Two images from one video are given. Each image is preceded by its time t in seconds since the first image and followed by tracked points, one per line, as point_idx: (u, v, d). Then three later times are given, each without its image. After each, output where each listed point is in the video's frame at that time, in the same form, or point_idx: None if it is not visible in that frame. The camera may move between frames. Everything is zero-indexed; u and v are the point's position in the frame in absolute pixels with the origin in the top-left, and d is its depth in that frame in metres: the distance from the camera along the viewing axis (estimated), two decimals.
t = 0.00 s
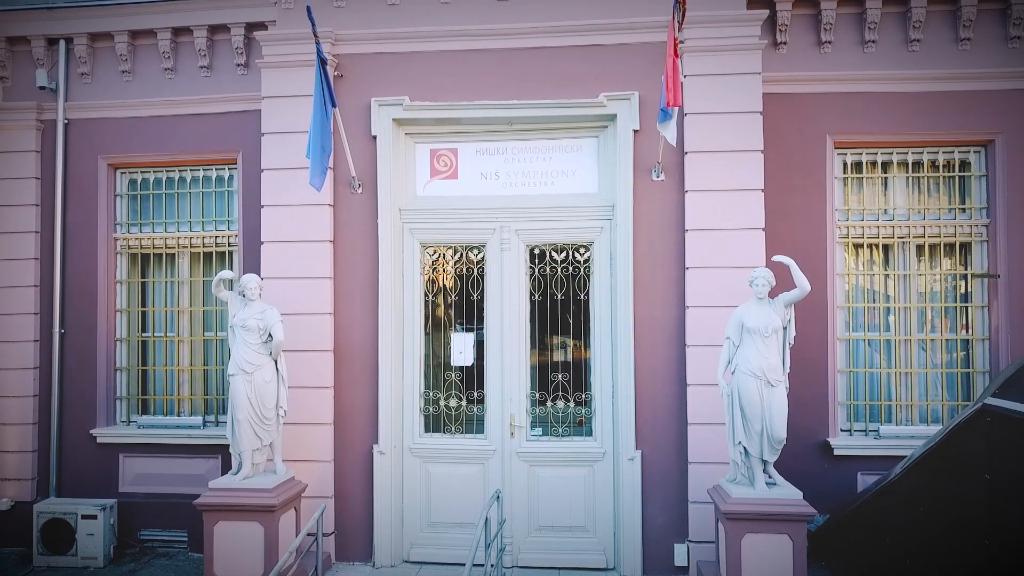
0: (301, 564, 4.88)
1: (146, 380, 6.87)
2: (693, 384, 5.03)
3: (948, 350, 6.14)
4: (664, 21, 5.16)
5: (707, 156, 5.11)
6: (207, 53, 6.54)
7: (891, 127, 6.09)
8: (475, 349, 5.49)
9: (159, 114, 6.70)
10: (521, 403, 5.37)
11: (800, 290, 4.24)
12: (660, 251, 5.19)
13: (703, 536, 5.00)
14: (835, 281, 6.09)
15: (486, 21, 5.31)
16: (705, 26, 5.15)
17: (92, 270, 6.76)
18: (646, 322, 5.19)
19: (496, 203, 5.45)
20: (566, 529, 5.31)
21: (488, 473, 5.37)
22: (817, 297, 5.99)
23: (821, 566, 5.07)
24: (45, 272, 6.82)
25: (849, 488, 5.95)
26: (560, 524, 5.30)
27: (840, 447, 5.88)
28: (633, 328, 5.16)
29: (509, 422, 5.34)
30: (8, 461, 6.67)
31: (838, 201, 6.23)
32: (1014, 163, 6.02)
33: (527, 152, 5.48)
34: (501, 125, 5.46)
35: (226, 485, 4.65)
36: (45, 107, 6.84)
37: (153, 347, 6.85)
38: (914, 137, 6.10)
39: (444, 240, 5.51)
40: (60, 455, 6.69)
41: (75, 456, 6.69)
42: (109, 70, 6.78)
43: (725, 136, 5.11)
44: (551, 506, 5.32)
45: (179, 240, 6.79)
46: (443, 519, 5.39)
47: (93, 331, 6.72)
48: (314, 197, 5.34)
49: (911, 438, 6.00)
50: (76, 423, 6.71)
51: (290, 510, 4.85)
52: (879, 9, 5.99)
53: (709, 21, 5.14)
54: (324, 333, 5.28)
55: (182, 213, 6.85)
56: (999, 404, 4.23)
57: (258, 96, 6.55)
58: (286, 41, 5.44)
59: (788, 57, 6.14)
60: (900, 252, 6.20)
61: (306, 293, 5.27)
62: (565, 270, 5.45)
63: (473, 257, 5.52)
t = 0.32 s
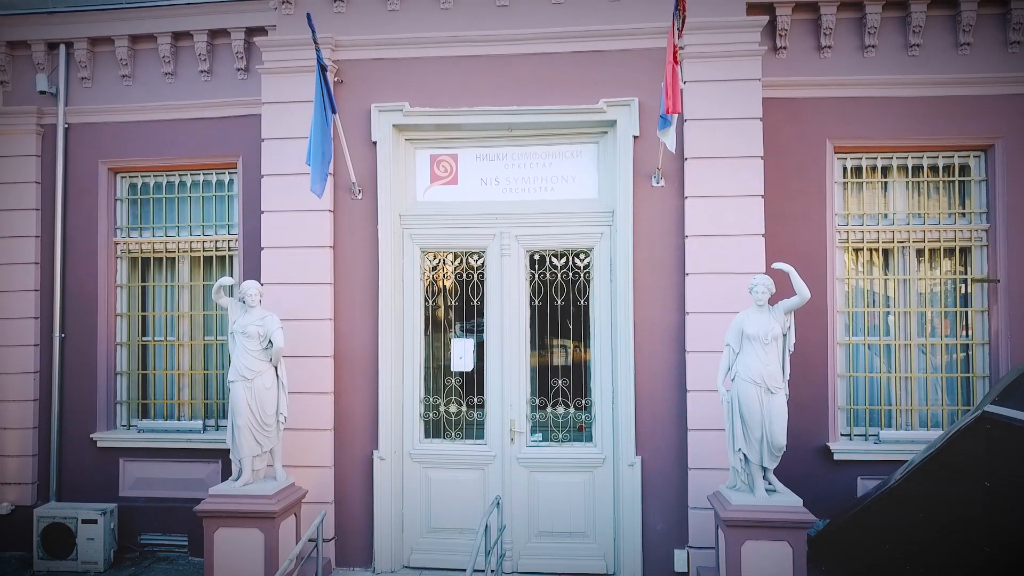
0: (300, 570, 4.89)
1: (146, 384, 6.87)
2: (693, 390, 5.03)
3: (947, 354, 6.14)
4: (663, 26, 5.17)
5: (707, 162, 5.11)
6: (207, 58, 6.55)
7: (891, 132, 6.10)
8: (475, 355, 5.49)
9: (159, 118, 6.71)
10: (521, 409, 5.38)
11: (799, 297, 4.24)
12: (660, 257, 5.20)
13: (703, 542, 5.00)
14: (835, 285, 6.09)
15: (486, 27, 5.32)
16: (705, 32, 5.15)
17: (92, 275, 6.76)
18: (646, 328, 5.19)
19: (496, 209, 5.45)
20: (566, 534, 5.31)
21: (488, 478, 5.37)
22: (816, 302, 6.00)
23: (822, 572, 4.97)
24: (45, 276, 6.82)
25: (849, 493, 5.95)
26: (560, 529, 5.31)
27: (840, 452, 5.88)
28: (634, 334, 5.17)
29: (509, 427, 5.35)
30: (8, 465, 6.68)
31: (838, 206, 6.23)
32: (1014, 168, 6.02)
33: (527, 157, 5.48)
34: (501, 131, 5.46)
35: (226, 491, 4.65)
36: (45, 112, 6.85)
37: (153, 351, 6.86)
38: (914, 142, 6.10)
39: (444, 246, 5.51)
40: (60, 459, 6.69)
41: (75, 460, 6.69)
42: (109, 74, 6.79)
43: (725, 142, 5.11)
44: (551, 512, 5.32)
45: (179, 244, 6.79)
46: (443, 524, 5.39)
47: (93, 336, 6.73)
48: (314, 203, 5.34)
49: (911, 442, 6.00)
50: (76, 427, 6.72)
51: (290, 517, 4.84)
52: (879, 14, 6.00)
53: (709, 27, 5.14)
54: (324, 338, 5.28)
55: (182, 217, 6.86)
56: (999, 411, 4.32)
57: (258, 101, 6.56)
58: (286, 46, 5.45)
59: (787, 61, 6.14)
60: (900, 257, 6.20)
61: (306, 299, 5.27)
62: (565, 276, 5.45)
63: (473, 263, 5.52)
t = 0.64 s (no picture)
0: None
1: (146, 389, 6.87)
2: (693, 397, 5.03)
3: (947, 360, 6.14)
4: (663, 33, 5.17)
5: (707, 168, 5.11)
6: (207, 62, 6.55)
7: (891, 137, 6.09)
8: (475, 361, 5.49)
9: (159, 123, 6.71)
10: (521, 415, 5.37)
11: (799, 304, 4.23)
12: (660, 263, 5.20)
13: (703, 548, 5.00)
14: (835, 290, 6.09)
15: (486, 33, 5.32)
16: (705, 38, 5.15)
17: (92, 279, 6.76)
18: (646, 334, 5.19)
19: (496, 215, 5.45)
20: (566, 540, 5.31)
21: (488, 484, 5.37)
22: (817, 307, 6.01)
23: None
24: (46, 280, 6.82)
25: (849, 498, 5.95)
26: (560, 536, 5.31)
27: (840, 457, 5.87)
28: (634, 340, 5.17)
29: (509, 434, 5.34)
30: (8, 470, 6.67)
31: (838, 210, 6.23)
32: (1014, 173, 6.02)
33: (527, 164, 5.49)
34: (501, 137, 5.46)
35: (227, 498, 4.65)
36: (45, 116, 6.86)
37: (153, 356, 6.85)
38: (914, 147, 6.10)
39: (444, 252, 5.51)
40: (60, 463, 6.70)
41: (75, 465, 6.69)
42: (109, 79, 6.80)
43: (725, 148, 5.11)
44: (551, 518, 5.32)
45: (179, 248, 6.79)
46: (442, 530, 5.40)
47: (93, 340, 6.73)
48: (314, 209, 5.34)
49: (911, 448, 6.00)
50: (76, 432, 6.72)
51: (290, 524, 4.84)
52: (879, 19, 6.00)
53: (709, 33, 5.14)
54: (324, 344, 5.28)
55: (182, 222, 6.85)
56: (999, 419, 4.29)
57: (258, 105, 6.56)
58: (286, 52, 5.45)
59: (787, 66, 6.15)
60: (901, 262, 6.19)
61: (305, 305, 5.27)
62: (565, 282, 5.46)
63: (473, 269, 5.52)
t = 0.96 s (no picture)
0: None
1: (146, 394, 6.86)
2: (693, 404, 5.03)
3: (947, 365, 6.13)
4: (663, 39, 5.16)
5: (707, 175, 5.10)
6: (207, 67, 6.56)
7: (890, 143, 6.09)
8: (475, 367, 5.48)
9: (159, 127, 6.71)
10: (521, 422, 5.37)
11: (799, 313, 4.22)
12: (660, 269, 5.19)
13: (703, 556, 4.98)
14: (835, 296, 6.09)
15: (486, 39, 5.32)
16: (705, 45, 5.14)
17: (92, 284, 6.76)
18: (646, 340, 5.18)
19: (496, 221, 5.45)
20: (566, 547, 5.30)
21: (488, 491, 5.37)
22: (817, 313, 6.01)
23: None
24: (45, 284, 6.83)
25: (849, 504, 5.94)
26: (560, 543, 5.30)
27: (840, 463, 5.87)
28: (634, 346, 5.16)
29: (509, 440, 5.34)
30: (8, 475, 6.67)
31: (838, 216, 6.23)
32: (1014, 178, 6.01)
33: (526, 170, 5.48)
34: (501, 143, 5.46)
35: (226, 506, 4.64)
36: (45, 121, 6.85)
37: (152, 360, 6.85)
38: (914, 152, 6.09)
39: (443, 258, 5.51)
40: (60, 468, 6.70)
41: (75, 469, 6.69)
42: (109, 83, 6.80)
43: (725, 154, 5.11)
44: (550, 525, 5.31)
45: (179, 253, 6.78)
46: (442, 537, 5.39)
47: (93, 344, 6.73)
48: (313, 215, 5.33)
49: (911, 453, 5.99)
50: (75, 436, 6.71)
51: (290, 531, 4.83)
52: (879, 24, 5.99)
53: (709, 39, 5.14)
54: (323, 351, 5.27)
55: (182, 226, 6.85)
56: (999, 428, 4.28)
57: (257, 110, 6.56)
58: (285, 58, 5.44)
59: (787, 71, 6.15)
60: (901, 267, 6.19)
61: (305, 311, 5.27)
62: (565, 288, 5.45)
63: (473, 275, 5.52)
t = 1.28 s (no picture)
0: None
1: (146, 399, 6.85)
2: (693, 412, 5.03)
3: (947, 370, 6.13)
4: (663, 46, 5.16)
5: (706, 182, 5.10)
6: (207, 72, 6.56)
7: (890, 149, 6.09)
8: (475, 375, 5.48)
9: (159, 132, 6.71)
10: (521, 429, 5.37)
11: (799, 322, 4.22)
12: (659, 277, 5.19)
13: (703, 564, 4.98)
14: (835, 301, 6.09)
15: (485, 46, 5.31)
16: (705, 52, 5.14)
17: (92, 289, 6.76)
18: (646, 347, 5.18)
19: (496, 229, 5.45)
20: (566, 555, 5.30)
21: (488, 498, 5.37)
22: (817, 319, 6.01)
23: None
24: (45, 290, 6.82)
25: (849, 510, 5.93)
26: (559, 550, 5.30)
27: (840, 469, 5.87)
28: (633, 354, 5.16)
29: (509, 448, 5.34)
30: (8, 480, 6.67)
31: (838, 221, 6.22)
32: (1014, 184, 6.01)
33: (526, 177, 5.47)
34: (500, 150, 5.46)
35: (226, 514, 4.64)
36: (44, 126, 6.85)
37: (152, 366, 6.83)
38: (914, 158, 6.09)
39: (443, 265, 5.50)
40: (60, 473, 6.70)
41: (75, 475, 6.69)
42: (108, 88, 6.80)
43: (724, 161, 5.10)
44: (551, 532, 5.31)
45: (179, 258, 6.77)
46: (441, 544, 5.39)
47: (93, 349, 6.73)
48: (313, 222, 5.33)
49: (911, 459, 5.99)
50: (75, 442, 6.71)
51: (290, 539, 4.84)
52: (879, 30, 6.00)
53: (709, 47, 5.13)
54: (323, 358, 5.27)
55: (182, 231, 6.84)
56: (999, 438, 4.28)
57: (257, 115, 6.56)
58: (285, 65, 5.43)
59: (787, 77, 6.16)
60: (901, 273, 6.18)
61: (305, 318, 5.27)
62: (565, 295, 5.45)
63: (473, 282, 5.51)
